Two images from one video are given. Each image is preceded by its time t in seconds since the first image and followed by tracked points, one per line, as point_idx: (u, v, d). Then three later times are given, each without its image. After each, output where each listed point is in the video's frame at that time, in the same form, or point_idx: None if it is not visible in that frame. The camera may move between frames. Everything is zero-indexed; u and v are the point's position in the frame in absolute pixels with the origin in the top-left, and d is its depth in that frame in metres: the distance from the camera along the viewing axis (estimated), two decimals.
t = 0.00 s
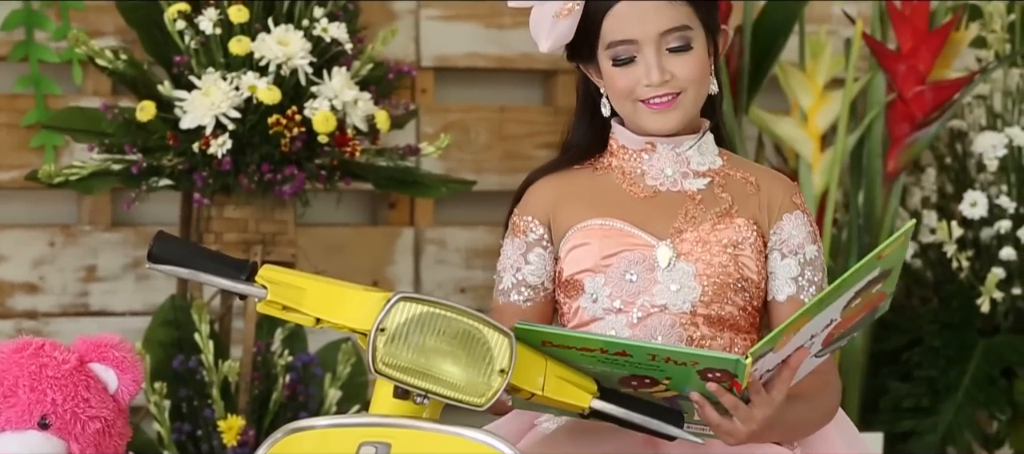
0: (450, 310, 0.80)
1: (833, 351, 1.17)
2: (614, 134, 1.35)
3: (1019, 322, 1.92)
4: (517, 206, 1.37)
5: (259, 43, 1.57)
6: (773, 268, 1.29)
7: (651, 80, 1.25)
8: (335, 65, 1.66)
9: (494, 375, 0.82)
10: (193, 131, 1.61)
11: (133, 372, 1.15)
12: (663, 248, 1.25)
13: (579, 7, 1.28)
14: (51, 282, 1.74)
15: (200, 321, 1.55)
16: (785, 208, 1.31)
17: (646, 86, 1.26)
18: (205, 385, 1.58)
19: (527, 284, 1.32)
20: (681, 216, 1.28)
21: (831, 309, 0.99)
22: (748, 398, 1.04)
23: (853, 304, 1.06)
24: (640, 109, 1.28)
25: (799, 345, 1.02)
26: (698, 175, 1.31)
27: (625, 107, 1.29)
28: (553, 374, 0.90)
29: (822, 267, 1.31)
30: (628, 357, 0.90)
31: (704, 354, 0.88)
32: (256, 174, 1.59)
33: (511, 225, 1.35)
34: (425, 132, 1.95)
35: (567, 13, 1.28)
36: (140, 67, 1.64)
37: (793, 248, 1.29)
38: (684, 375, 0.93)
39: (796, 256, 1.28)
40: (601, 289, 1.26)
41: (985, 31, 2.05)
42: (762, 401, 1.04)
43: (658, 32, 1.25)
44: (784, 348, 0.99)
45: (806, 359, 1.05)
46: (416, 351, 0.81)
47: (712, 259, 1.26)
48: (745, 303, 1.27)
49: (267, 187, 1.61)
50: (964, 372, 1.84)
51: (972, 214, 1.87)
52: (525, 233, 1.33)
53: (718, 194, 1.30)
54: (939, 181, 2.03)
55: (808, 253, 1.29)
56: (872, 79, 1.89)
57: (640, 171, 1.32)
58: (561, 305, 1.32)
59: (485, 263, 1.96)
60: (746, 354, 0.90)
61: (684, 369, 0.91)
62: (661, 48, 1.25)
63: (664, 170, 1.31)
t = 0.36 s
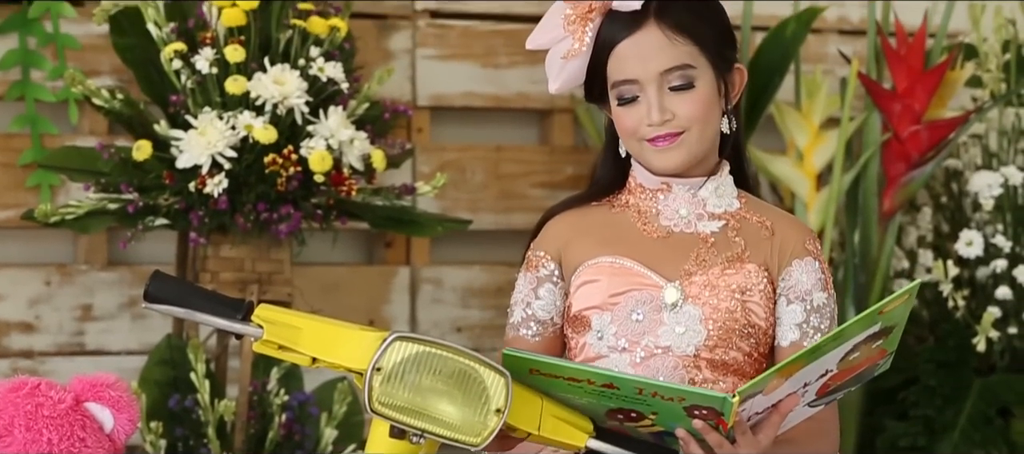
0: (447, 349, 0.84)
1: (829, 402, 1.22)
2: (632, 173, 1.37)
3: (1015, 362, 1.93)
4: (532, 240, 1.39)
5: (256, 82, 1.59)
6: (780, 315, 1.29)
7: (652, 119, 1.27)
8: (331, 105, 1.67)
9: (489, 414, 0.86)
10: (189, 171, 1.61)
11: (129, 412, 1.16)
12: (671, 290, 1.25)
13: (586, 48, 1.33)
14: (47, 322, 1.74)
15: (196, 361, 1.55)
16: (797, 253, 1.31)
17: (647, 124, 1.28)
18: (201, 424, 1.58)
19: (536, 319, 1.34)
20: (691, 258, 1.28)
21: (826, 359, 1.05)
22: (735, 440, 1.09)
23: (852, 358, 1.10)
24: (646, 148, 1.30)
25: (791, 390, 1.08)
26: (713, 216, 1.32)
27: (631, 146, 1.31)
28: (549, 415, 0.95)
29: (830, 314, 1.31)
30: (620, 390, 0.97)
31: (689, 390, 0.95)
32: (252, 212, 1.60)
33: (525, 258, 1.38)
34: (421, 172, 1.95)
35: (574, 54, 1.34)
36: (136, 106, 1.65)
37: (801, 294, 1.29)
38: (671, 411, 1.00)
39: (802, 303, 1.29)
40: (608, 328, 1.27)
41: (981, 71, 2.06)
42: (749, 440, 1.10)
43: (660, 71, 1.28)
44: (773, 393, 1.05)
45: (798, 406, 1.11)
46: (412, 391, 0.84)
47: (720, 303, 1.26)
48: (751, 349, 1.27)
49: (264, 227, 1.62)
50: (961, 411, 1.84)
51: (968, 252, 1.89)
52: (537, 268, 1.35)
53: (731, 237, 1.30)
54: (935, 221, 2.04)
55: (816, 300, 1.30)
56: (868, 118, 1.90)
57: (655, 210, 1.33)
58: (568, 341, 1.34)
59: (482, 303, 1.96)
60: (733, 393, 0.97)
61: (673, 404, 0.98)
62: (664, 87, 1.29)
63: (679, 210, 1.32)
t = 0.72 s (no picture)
0: (445, 386, 1.00)
1: (819, 445, 1.26)
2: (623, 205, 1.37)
3: (1015, 397, 1.93)
4: (523, 272, 1.39)
5: (255, 118, 1.60)
6: (767, 344, 1.30)
7: (642, 148, 1.29)
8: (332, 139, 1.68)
9: (489, 447, 1.02)
10: (189, 206, 1.62)
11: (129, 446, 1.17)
12: (660, 324, 1.26)
13: (585, 71, 1.34)
14: (47, 357, 1.75)
15: (196, 396, 1.55)
16: (786, 282, 1.32)
17: (637, 153, 1.30)
18: None
19: (526, 352, 1.34)
20: (680, 291, 1.29)
21: (803, 398, 1.12)
22: None
23: (836, 402, 1.16)
24: (635, 177, 1.32)
25: (766, 425, 1.16)
26: (702, 249, 1.32)
27: (621, 174, 1.33)
28: (548, 448, 1.14)
29: (817, 344, 1.32)
30: (584, 416, 1.08)
31: (653, 416, 1.04)
32: (252, 247, 1.61)
33: (515, 290, 1.38)
34: (420, 207, 1.96)
35: (573, 75, 1.35)
36: (136, 142, 1.66)
37: (787, 323, 1.30)
38: (637, 436, 1.09)
39: (788, 332, 1.30)
40: (597, 362, 1.28)
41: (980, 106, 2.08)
42: None
43: (654, 100, 1.30)
44: (745, 425, 1.14)
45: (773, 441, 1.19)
46: (412, 425, 0.99)
47: (709, 336, 1.27)
48: (740, 381, 1.29)
49: (264, 262, 1.62)
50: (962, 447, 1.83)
51: (968, 288, 1.89)
52: (528, 301, 1.35)
53: (720, 269, 1.31)
54: (934, 256, 2.05)
55: (802, 329, 1.30)
56: (868, 153, 1.91)
57: (644, 243, 1.33)
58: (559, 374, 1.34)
59: (481, 338, 1.97)
60: (696, 418, 1.04)
61: (639, 429, 1.07)
62: (657, 116, 1.30)
63: (668, 243, 1.32)
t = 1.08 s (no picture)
0: (447, 412, 1.00)
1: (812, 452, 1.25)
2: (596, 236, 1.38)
3: (1017, 425, 1.92)
4: (502, 310, 1.40)
5: (257, 146, 1.61)
6: (752, 365, 1.30)
7: (633, 174, 1.30)
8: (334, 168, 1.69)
9: None
10: (190, 234, 1.63)
11: None
12: (641, 353, 1.27)
13: (582, 87, 1.34)
14: (48, 385, 1.75)
15: (197, 423, 1.55)
16: (766, 303, 1.32)
17: (626, 177, 1.31)
18: None
19: (510, 389, 1.35)
20: (659, 319, 1.30)
21: (793, 409, 1.12)
22: None
23: (825, 408, 1.16)
24: (618, 199, 1.33)
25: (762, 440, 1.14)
26: (678, 274, 1.33)
27: (605, 194, 1.34)
28: None
29: (802, 363, 1.32)
30: (584, 442, 1.08)
31: (651, 441, 1.04)
32: (253, 275, 1.61)
33: (496, 329, 1.39)
34: (422, 235, 1.97)
35: (569, 89, 1.34)
36: (138, 170, 1.68)
37: (772, 344, 1.30)
38: None
39: (774, 352, 1.30)
40: (582, 395, 1.28)
41: (981, 134, 2.10)
42: None
43: (651, 128, 1.31)
44: (741, 444, 1.12)
45: None
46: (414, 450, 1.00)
47: (690, 362, 1.27)
48: (726, 403, 1.29)
49: (266, 289, 1.63)
50: None
51: (970, 316, 1.89)
52: (509, 338, 1.36)
53: (697, 293, 1.31)
54: (936, 283, 2.05)
55: (787, 349, 1.30)
56: (869, 182, 1.93)
57: (620, 273, 1.34)
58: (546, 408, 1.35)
59: (482, 366, 1.97)
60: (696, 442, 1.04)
61: None
62: (652, 144, 1.31)
63: (643, 271, 1.33)
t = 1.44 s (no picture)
0: (444, 421, 1.00)
1: None
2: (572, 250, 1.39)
3: (1018, 435, 1.91)
4: (479, 330, 1.39)
5: (257, 157, 1.61)
6: (746, 371, 1.32)
7: (625, 186, 1.30)
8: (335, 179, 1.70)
9: None
10: (191, 245, 1.63)
11: None
12: (626, 362, 1.27)
13: (574, 95, 1.33)
14: (48, 395, 1.75)
15: (196, 434, 1.55)
16: (755, 312, 1.34)
17: (617, 190, 1.31)
18: None
19: (488, 407, 1.34)
20: (642, 328, 1.30)
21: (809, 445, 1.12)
22: None
23: None
24: (607, 211, 1.33)
25: None
26: (657, 283, 1.34)
27: (591, 206, 1.34)
28: None
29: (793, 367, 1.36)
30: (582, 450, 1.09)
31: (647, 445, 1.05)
32: (254, 286, 1.61)
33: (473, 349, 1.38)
34: (423, 245, 1.98)
35: (562, 97, 1.33)
36: (139, 181, 1.68)
37: (769, 351, 1.32)
38: None
39: (773, 359, 1.32)
40: (569, 409, 1.28)
41: (981, 145, 2.10)
42: None
43: (645, 142, 1.31)
44: None
45: None
46: None
47: (677, 368, 1.27)
48: (714, 409, 1.29)
49: (266, 300, 1.63)
50: None
51: (970, 327, 1.89)
52: (487, 357, 1.35)
53: (679, 301, 1.33)
54: (937, 294, 2.05)
55: (782, 356, 1.33)
56: (869, 193, 1.93)
57: (599, 284, 1.35)
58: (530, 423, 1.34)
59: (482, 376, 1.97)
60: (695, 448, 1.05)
61: None
62: (644, 158, 1.31)
63: (623, 281, 1.34)
